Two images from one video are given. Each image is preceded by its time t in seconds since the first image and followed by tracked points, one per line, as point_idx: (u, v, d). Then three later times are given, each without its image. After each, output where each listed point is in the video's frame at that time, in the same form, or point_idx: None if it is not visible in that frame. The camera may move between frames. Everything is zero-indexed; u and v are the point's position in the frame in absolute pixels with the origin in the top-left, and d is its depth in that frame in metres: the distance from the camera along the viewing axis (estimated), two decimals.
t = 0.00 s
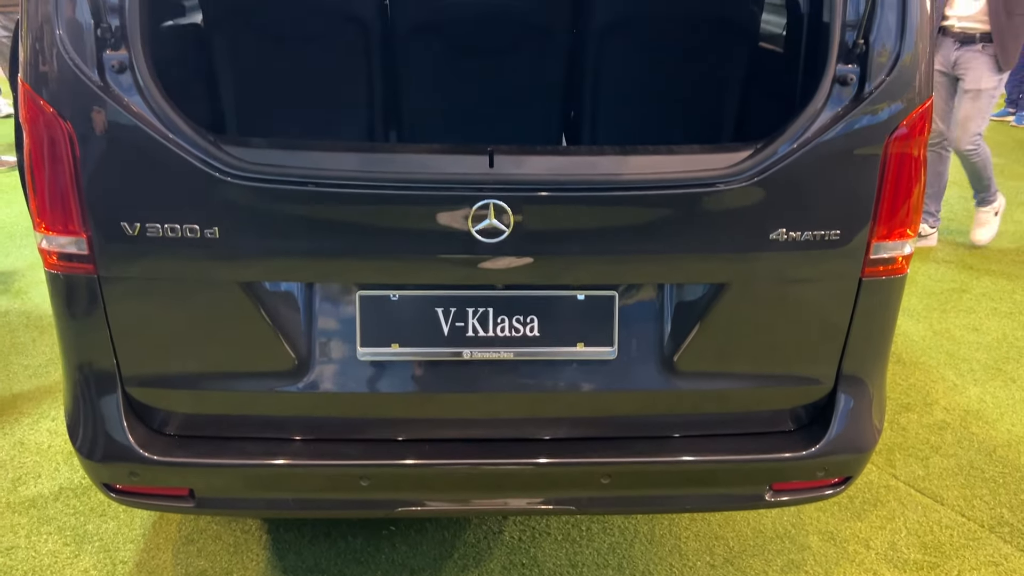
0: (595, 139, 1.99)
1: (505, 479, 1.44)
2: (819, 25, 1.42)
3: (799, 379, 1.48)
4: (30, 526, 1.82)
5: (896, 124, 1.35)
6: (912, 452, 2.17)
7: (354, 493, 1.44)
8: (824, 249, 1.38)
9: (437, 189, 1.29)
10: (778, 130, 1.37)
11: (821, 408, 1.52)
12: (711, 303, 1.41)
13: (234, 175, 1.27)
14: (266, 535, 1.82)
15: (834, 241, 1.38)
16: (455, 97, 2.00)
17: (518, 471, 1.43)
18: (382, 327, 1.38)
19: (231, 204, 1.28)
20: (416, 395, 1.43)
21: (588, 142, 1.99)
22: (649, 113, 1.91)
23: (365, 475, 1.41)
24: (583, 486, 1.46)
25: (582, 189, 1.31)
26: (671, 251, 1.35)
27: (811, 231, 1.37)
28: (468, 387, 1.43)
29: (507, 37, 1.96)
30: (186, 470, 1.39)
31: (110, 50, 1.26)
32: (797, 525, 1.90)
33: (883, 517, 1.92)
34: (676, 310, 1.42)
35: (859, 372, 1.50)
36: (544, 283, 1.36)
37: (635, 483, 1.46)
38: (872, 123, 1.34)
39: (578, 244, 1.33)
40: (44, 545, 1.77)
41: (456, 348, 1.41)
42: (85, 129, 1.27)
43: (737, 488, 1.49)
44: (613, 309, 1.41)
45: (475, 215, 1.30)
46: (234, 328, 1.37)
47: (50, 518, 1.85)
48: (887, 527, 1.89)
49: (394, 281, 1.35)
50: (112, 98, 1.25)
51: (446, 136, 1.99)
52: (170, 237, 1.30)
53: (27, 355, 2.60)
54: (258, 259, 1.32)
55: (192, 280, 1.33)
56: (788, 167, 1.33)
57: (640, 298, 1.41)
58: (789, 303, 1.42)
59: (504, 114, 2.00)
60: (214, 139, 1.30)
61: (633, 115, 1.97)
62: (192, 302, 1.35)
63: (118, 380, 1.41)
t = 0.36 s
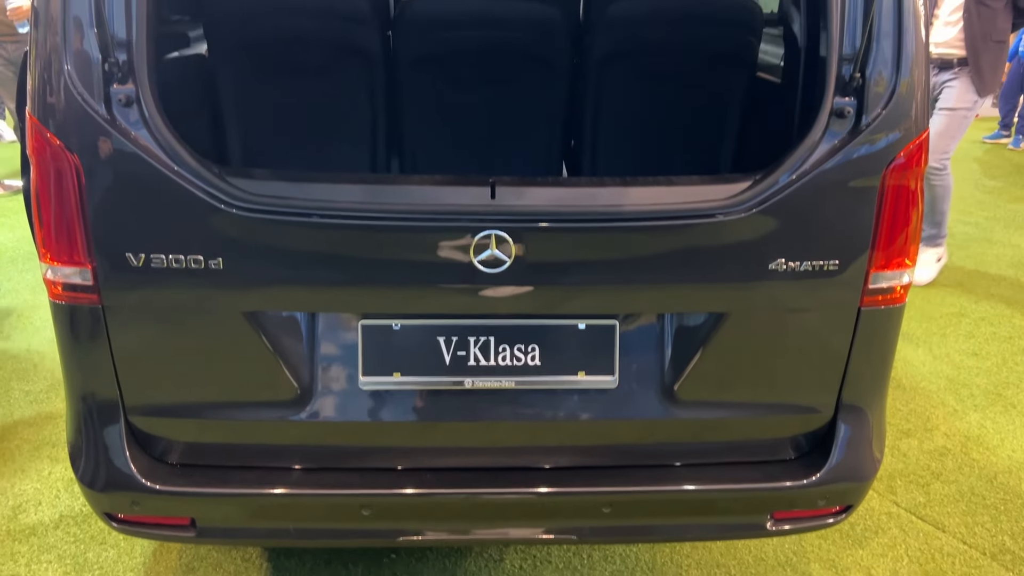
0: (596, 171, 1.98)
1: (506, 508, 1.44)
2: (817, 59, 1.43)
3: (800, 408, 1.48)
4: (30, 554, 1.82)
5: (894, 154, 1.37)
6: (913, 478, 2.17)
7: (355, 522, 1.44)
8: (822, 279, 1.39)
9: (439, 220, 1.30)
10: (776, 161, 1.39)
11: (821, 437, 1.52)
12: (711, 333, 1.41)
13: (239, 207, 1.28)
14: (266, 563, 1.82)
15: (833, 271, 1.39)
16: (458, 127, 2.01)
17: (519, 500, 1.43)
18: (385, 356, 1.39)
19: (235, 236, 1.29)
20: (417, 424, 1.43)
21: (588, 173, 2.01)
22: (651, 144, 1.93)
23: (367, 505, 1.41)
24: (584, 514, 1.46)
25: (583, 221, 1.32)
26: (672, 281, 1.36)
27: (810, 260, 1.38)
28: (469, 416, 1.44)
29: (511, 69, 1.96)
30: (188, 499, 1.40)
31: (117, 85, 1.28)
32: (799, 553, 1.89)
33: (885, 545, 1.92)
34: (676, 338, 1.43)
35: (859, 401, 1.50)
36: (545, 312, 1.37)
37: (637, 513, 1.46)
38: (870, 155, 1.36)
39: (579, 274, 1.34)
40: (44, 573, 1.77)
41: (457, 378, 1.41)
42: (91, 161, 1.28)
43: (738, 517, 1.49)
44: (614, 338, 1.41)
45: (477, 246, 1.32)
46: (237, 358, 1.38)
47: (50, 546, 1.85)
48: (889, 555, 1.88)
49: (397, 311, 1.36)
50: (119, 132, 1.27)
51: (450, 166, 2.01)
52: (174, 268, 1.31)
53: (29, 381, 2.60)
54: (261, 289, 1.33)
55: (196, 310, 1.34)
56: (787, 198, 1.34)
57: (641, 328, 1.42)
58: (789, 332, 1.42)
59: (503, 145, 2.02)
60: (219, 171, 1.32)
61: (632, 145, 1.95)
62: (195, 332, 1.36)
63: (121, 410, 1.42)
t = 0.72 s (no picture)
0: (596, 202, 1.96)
1: (508, 539, 1.44)
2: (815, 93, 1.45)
3: (801, 438, 1.48)
4: None
5: (893, 186, 1.38)
6: (916, 507, 2.16)
7: (357, 553, 1.44)
8: (823, 310, 1.40)
9: (442, 253, 1.31)
10: (775, 194, 1.40)
11: (823, 467, 1.52)
12: (712, 364, 1.42)
13: (243, 240, 1.29)
14: None
15: (833, 302, 1.40)
16: (459, 157, 2.01)
17: (521, 532, 1.43)
18: (387, 387, 1.39)
19: (239, 268, 1.30)
20: (419, 455, 1.43)
21: (588, 204, 1.97)
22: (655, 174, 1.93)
23: (369, 536, 1.41)
24: (586, 546, 1.46)
25: (584, 253, 1.33)
26: (673, 312, 1.37)
27: (810, 292, 1.39)
28: (470, 447, 1.44)
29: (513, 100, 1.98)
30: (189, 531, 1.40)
31: (123, 119, 1.29)
32: None
33: None
34: (677, 369, 1.43)
35: (861, 431, 1.50)
36: (546, 344, 1.38)
37: (638, 544, 1.46)
38: (868, 187, 1.37)
39: (580, 305, 1.35)
40: None
41: (459, 409, 1.42)
42: (96, 194, 1.29)
43: (740, 548, 1.49)
44: (615, 368, 1.42)
45: (479, 277, 1.32)
46: (240, 388, 1.38)
47: None
48: None
49: (399, 343, 1.37)
50: (124, 165, 1.28)
51: (452, 197, 1.99)
52: (178, 299, 1.32)
53: (30, 409, 2.60)
54: (264, 321, 1.33)
55: (199, 342, 1.35)
56: (787, 230, 1.35)
57: (642, 359, 1.43)
58: (789, 363, 1.43)
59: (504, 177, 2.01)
60: (223, 204, 1.33)
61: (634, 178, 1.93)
62: (198, 364, 1.36)
63: (123, 441, 1.42)
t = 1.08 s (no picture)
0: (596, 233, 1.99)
1: (508, 570, 1.43)
2: (814, 125, 1.47)
3: (802, 468, 1.48)
4: None
5: (892, 217, 1.39)
6: (919, 536, 2.15)
7: None
8: (823, 340, 1.41)
9: (443, 283, 1.32)
10: (774, 224, 1.41)
11: (824, 497, 1.52)
12: (713, 393, 1.42)
13: (246, 270, 1.30)
14: None
15: (834, 332, 1.41)
16: (460, 189, 2.03)
17: (521, 562, 1.43)
18: (388, 417, 1.40)
19: (241, 298, 1.31)
20: (419, 485, 1.43)
21: (588, 235, 2.00)
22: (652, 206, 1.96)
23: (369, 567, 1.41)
24: None
25: (585, 283, 1.34)
26: (674, 342, 1.37)
27: (810, 322, 1.39)
28: (471, 477, 1.44)
29: (514, 129, 2.00)
30: (189, 562, 1.39)
31: (128, 151, 1.30)
32: None
33: None
34: (677, 399, 1.43)
35: (863, 462, 1.50)
36: (547, 374, 1.38)
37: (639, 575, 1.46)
38: (867, 220, 1.38)
39: (581, 336, 1.36)
40: None
41: (460, 439, 1.42)
42: (101, 226, 1.30)
43: None
44: (616, 398, 1.42)
45: (480, 307, 1.33)
46: (241, 418, 1.38)
47: None
48: None
49: (400, 373, 1.37)
50: (129, 197, 1.29)
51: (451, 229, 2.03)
52: (180, 329, 1.33)
53: (31, 435, 2.60)
54: (266, 351, 1.34)
55: (200, 372, 1.35)
56: (785, 261, 1.36)
57: (643, 389, 1.43)
58: (790, 393, 1.43)
59: (504, 209, 2.04)
60: (226, 235, 1.34)
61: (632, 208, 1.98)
62: (199, 393, 1.37)
63: (124, 471, 1.42)
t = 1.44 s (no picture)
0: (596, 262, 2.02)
1: None
2: (810, 159, 1.48)
3: (803, 501, 1.48)
4: None
5: (890, 249, 1.40)
6: (921, 566, 2.14)
7: None
8: (822, 372, 1.41)
9: (443, 315, 1.33)
10: (772, 257, 1.42)
11: (825, 529, 1.51)
12: (712, 425, 1.42)
13: (247, 303, 1.31)
14: None
15: (833, 363, 1.41)
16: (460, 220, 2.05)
17: None
18: (388, 449, 1.40)
19: (242, 330, 1.31)
20: (419, 517, 1.43)
21: (588, 266, 2.03)
22: (651, 237, 1.98)
23: None
24: None
25: (584, 315, 1.34)
26: (674, 374, 1.37)
27: (809, 353, 1.40)
28: (470, 509, 1.43)
29: (514, 160, 2.01)
30: None
31: (131, 185, 1.31)
32: None
33: None
34: (676, 431, 1.43)
35: (863, 494, 1.49)
36: (546, 406, 1.38)
37: None
38: (864, 252, 1.39)
39: (581, 367, 1.36)
40: None
41: (460, 470, 1.41)
42: (103, 259, 1.31)
43: None
44: (616, 430, 1.42)
45: (480, 339, 1.33)
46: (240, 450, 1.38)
47: None
48: None
49: (400, 405, 1.37)
50: (132, 230, 1.30)
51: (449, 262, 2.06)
52: (181, 361, 1.33)
53: (31, 463, 2.59)
54: (266, 383, 1.34)
55: (200, 404, 1.35)
56: (784, 293, 1.37)
57: (642, 420, 1.43)
58: (790, 425, 1.43)
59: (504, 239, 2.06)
60: (228, 268, 1.35)
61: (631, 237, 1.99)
62: (199, 425, 1.37)
63: (123, 503, 1.41)
